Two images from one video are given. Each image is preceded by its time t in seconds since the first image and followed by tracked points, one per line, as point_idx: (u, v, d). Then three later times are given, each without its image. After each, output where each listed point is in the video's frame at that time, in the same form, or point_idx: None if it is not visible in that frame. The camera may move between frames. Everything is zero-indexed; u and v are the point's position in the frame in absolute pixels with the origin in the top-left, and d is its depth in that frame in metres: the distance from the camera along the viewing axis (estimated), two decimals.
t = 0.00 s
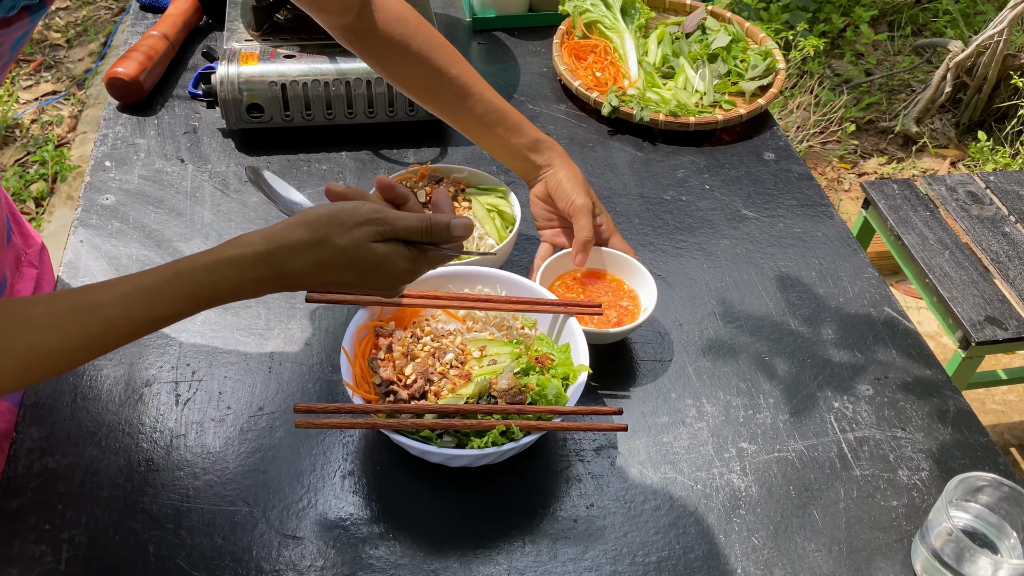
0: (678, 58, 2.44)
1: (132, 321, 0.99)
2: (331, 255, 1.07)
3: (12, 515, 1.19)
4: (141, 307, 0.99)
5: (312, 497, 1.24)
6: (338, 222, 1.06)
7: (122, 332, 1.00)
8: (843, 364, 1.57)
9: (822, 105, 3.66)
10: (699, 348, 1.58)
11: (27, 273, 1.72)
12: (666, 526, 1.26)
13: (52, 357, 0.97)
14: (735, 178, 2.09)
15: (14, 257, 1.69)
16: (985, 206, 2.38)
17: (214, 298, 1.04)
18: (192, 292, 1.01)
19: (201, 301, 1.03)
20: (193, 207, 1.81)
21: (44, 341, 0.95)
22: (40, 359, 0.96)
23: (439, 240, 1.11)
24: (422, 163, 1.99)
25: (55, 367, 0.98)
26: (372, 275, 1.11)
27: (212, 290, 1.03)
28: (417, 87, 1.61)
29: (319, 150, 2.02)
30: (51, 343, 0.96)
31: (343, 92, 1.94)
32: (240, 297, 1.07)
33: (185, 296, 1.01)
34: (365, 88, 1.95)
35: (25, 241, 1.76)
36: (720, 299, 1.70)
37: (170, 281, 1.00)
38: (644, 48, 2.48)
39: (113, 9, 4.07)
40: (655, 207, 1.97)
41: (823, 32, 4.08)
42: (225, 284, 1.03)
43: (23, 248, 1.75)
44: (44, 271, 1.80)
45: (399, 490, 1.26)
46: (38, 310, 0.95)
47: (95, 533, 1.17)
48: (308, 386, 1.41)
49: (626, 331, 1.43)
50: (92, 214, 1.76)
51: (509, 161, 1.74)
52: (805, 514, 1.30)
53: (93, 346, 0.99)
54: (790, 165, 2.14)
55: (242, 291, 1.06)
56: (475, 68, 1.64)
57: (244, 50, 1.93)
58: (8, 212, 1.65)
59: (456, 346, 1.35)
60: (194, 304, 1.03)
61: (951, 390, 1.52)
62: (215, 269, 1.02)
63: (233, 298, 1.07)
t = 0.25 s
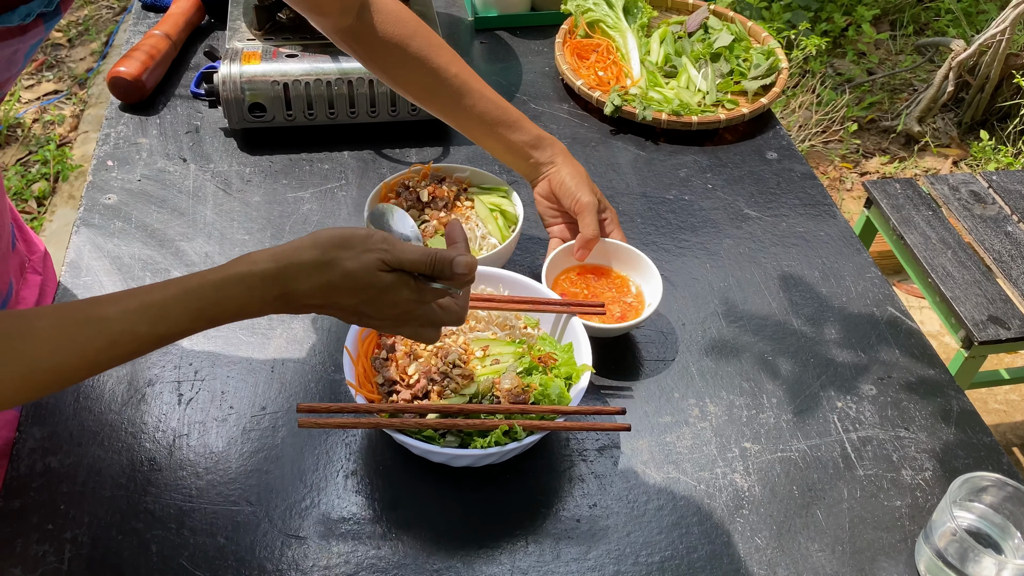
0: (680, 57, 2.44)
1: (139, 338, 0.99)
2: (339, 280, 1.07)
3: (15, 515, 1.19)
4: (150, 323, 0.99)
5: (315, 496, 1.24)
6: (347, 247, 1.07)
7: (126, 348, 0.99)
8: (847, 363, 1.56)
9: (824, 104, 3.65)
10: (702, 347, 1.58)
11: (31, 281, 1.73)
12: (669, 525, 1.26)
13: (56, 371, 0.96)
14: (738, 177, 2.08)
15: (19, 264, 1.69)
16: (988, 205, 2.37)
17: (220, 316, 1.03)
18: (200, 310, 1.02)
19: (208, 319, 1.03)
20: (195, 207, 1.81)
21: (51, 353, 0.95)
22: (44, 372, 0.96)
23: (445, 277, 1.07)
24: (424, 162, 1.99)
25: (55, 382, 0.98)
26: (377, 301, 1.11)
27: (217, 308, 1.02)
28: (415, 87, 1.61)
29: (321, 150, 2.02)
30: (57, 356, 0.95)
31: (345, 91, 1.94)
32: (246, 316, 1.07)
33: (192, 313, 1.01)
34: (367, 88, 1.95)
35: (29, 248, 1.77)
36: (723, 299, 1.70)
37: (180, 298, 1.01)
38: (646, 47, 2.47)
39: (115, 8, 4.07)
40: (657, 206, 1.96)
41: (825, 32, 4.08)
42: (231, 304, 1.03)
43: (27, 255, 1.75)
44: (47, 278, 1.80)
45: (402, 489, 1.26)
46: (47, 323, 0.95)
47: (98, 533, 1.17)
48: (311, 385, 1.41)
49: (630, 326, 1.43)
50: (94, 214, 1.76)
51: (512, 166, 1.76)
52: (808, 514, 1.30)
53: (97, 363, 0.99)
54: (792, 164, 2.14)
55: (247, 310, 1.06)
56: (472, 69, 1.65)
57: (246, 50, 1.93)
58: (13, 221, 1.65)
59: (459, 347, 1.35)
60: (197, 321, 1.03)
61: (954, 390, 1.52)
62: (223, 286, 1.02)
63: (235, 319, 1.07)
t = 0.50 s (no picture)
0: (680, 57, 2.44)
1: (142, 331, 0.95)
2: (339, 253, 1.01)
3: (13, 517, 1.19)
4: (151, 312, 0.96)
5: (313, 498, 1.24)
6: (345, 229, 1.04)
7: (130, 343, 0.95)
8: (847, 365, 1.56)
9: (825, 103, 3.65)
10: (701, 348, 1.57)
11: (31, 278, 1.72)
12: (669, 527, 1.26)
13: (59, 369, 0.93)
14: (738, 178, 2.08)
15: (19, 261, 1.68)
16: (989, 205, 2.37)
17: (228, 302, 0.99)
18: (204, 297, 0.97)
19: (214, 309, 0.98)
20: (194, 208, 1.81)
21: (52, 350, 0.92)
22: (46, 370, 0.92)
23: (451, 236, 1.02)
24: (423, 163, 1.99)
25: (59, 383, 0.94)
26: (383, 274, 1.02)
27: (227, 294, 0.98)
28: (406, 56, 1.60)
29: (320, 150, 2.01)
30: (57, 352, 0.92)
31: (345, 92, 1.94)
32: (257, 308, 1.01)
33: (195, 300, 0.97)
34: (367, 88, 1.94)
35: (29, 246, 1.76)
36: (723, 299, 1.70)
37: (182, 287, 0.97)
38: (646, 47, 2.47)
39: (116, 9, 4.07)
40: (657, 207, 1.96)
41: (826, 31, 4.07)
42: (234, 292, 0.98)
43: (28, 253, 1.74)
44: (46, 276, 1.79)
45: (401, 491, 1.25)
46: (48, 320, 0.93)
47: (96, 535, 1.17)
48: (309, 387, 1.40)
49: (649, 275, 1.46)
50: (93, 215, 1.76)
51: (506, 128, 1.76)
52: (809, 516, 1.29)
53: (101, 361, 0.95)
54: (793, 164, 2.13)
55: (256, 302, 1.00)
56: (457, 34, 1.64)
57: (245, 50, 1.93)
58: (12, 218, 1.64)
59: (458, 347, 1.34)
60: (203, 309, 0.98)
61: (955, 391, 1.51)
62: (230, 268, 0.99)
63: (245, 314, 1.01)
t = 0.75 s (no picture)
0: (678, 58, 2.44)
1: (212, 279, 1.00)
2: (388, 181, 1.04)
3: (9, 520, 1.19)
4: (219, 258, 1.00)
5: (309, 501, 1.24)
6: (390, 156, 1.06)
7: (203, 290, 1.00)
8: (844, 366, 1.56)
9: (825, 104, 3.65)
10: (698, 350, 1.58)
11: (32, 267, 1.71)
12: (664, 530, 1.26)
13: (138, 323, 0.97)
14: (736, 179, 2.08)
15: (17, 251, 1.68)
16: (989, 206, 2.36)
17: (297, 241, 1.03)
18: (267, 238, 1.02)
19: (278, 251, 1.03)
20: (192, 209, 1.81)
21: (129, 306, 0.96)
22: (127, 325, 0.97)
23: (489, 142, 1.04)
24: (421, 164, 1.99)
25: (140, 338, 0.98)
26: (429, 196, 1.05)
27: (294, 234, 1.03)
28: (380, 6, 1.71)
29: (318, 152, 2.01)
30: (136, 307, 0.96)
31: (342, 93, 1.94)
32: (325, 244, 1.06)
33: (260, 245, 1.02)
34: (364, 90, 1.94)
35: (26, 237, 1.75)
36: (720, 301, 1.70)
37: (245, 233, 1.02)
38: (644, 48, 2.48)
39: (116, 9, 4.07)
40: (655, 208, 1.96)
41: (826, 31, 4.07)
42: (295, 233, 1.03)
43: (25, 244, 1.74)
44: (45, 268, 1.79)
45: (397, 493, 1.25)
46: (123, 278, 0.97)
47: (91, 538, 1.17)
48: (306, 389, 1.40)
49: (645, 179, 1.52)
50: (91, 216, 1.76)
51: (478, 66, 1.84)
52: (805, 518, 1.29)
53: (179, 312, 0.99)
54: (791, 165, 2.13)
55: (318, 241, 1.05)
56: None
57: (243, 52, 1.93)
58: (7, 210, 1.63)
59: (454, 349, 1.34)
60: (274, 250, 1.03)
61: (952, 392, 1.51)
62: (295, 208, 1.03)
63: (309, 253, 1.06)
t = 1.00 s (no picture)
0: (678, 58, 2.44)
1: (280, 221, 1.00)
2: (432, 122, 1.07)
3: (9, 519, 1.19)
4: (286, 199, 1.00)
5: (309, 500, 1.24)
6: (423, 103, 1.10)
7: (273, 231, 1.00)
8: (843, 365, 1.56)
9: (826, 103, 3.65)
10: (698, 349, 1.58)
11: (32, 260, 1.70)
12: (663, 529, 1.26)
13: (213, 266, 0.96)
14: (735, 178, 2.08)
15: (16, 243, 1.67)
16: (989, 205, 2.36)
17: (356, 185, 1.05)
18: (330, 180, 1.03)
19: (342, 191, 1.04)
20: (192, 209, 1.81)
21: (204, 250, 0.96)
22: (203, 270, 0.96)
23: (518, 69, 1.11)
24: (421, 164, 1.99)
25: (217, 282, 0.97)
26: (473, 127, 1.10)
27: (353, 179, 1.04)
28: None
29: (318, 153, 2.02)
30: (209, 251, 0.96)
31: (342, 94, 1.94)
32: (380, 186, 1.08)
33: (324, 187, 1.02)
34: (364, 90, 1.95)
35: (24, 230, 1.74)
36: (720, 300, 1.70)
37: (310, 177, 1.02)
38: (644, 48, 2.47)
39: (117, 9, 4.08)
40: (655, 208, 1.96)
41: (827, 30, 4.07)
42: (355, 172, 1.04)
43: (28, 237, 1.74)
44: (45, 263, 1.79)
45: (396, 493, 1.26)
46: (192, 228, 0.96)
47: (92, 537, 1.18)
48: (305, 389, 1.41)
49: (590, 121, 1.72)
50: (91, 217, 1.76)
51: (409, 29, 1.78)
52: (803, 518, 1.29)
53: (250, 253, 0.99)
54: (791, 165, 2.14)
55: (380, 184, 1.07)
56: None
57: (243, 53, 1.93)
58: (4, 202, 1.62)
59: (453, 349, 1.34)
60: (335, 196, 1.04)
61: (951, 392, 1.51)
62: (347, 155, 1.04)
63: (370, 194, 1.07)
